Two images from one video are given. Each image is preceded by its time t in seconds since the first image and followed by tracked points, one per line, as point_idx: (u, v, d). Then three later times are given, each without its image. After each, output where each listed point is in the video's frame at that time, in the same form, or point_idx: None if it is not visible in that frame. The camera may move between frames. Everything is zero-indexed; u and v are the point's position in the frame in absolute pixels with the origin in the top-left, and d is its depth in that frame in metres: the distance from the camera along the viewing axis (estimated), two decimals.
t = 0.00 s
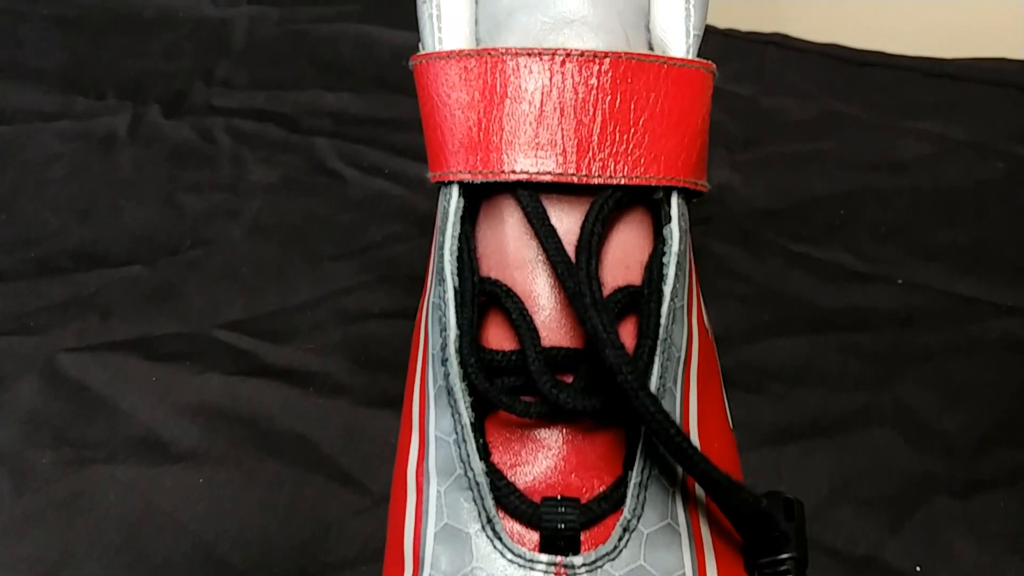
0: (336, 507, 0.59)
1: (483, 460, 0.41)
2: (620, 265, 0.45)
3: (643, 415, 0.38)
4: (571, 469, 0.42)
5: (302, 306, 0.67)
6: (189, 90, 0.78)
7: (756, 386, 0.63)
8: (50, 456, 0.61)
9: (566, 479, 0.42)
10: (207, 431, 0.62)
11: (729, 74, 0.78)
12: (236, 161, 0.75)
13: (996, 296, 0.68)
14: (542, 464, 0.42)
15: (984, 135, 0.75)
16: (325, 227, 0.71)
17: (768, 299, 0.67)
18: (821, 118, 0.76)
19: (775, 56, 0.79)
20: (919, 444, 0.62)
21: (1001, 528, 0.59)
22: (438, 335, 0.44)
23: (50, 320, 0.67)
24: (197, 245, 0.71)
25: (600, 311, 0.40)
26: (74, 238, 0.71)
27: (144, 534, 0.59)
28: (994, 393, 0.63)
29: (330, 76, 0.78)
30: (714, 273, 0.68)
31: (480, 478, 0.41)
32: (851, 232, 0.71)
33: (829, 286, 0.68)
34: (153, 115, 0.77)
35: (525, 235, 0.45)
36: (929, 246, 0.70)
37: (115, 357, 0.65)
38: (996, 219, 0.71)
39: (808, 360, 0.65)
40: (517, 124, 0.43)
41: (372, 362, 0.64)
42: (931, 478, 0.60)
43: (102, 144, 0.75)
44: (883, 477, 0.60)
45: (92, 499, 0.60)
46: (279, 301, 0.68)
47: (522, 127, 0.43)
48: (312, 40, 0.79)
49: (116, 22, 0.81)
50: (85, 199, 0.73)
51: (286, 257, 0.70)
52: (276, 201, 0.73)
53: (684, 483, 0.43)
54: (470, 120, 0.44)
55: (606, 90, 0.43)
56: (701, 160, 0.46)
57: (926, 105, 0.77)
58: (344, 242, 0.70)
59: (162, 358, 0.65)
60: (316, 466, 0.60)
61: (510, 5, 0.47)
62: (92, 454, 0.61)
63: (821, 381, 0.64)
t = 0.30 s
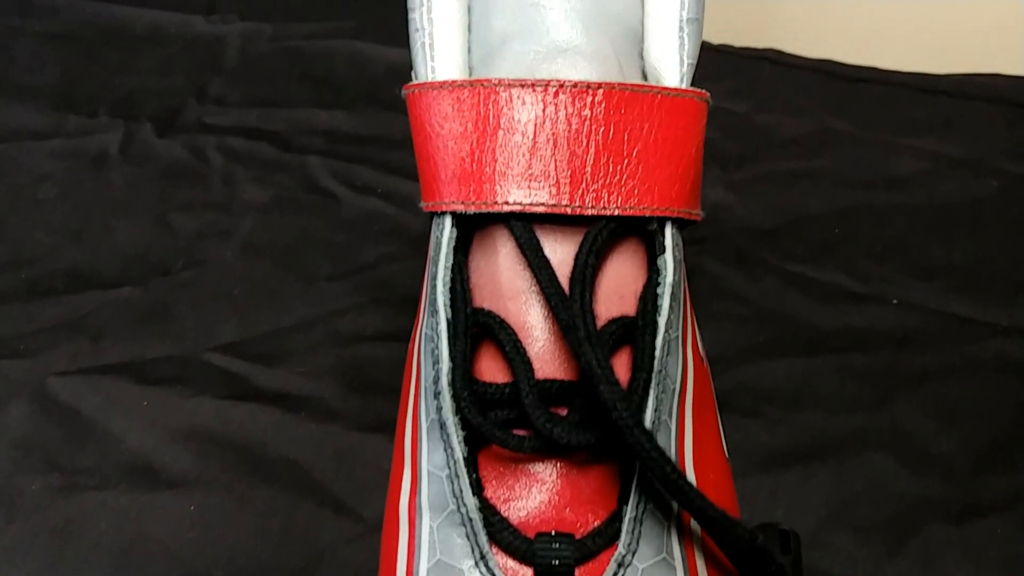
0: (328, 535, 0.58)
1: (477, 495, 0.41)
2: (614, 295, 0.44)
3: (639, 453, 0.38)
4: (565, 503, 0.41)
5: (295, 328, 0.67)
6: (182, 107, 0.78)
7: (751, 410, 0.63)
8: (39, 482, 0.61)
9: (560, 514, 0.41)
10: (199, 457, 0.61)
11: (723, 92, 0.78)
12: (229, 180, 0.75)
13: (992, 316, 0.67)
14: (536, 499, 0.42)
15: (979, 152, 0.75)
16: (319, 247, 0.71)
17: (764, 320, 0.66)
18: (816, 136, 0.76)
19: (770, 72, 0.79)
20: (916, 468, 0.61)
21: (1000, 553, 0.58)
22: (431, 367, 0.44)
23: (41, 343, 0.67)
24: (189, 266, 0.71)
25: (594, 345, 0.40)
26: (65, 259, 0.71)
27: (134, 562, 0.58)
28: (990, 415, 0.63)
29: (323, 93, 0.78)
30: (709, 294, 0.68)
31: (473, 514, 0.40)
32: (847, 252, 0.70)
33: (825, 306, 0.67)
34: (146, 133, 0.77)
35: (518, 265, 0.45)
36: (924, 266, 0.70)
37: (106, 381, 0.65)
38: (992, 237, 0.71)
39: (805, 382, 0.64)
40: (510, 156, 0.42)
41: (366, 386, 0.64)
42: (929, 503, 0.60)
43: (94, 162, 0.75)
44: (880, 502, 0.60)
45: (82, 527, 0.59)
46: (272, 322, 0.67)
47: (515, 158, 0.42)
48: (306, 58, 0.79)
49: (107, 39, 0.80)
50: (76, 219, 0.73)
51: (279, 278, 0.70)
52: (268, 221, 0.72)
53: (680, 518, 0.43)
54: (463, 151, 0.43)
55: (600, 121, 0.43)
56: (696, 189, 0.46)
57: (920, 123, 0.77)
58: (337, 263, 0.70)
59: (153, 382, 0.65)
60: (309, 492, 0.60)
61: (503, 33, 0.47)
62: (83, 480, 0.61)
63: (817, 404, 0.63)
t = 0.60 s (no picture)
0: (324, 553, 0.58)
1: (473, 519, 0.41)
2: (612, 316, 0.44)
3: (637, 479, 0.38)
4: (562, 527, 0.41)
5: (291, 343, 0.66)
6: (178, 119, 0.77)
7: (749, 427, 0.63)
8: (34, 500, 0.60)
9: (557, 538, 0.41)
10: (195, 474, 0.61)
11: (720, 104, 0.78)
12: (224, 193, 0.74)
13: (989, 333, 0.67)
14: (533, 523, 0.41)
15: (976, 167, 0.75)
16: (315, 261, 0.71)
17: (761, 336, 0.66)
18: (813, 150, 0.76)
19: (767, 83, 0.79)
20: (913, 487, 0.61)
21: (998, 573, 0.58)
22: (427, 390, 0.43)
23: (36, 358, 0.66)
24: (184, 279, 0.70)
25: (592, 370, 0.40)
26: (60, 273, 0.70)
27: None
28: (988, 433, 0.63)
29: (320, 106, 0.78)
30: (707, 309, 0.68)
31: (469, 539, 0.40)
32: (845, 267, 0.70)
33: (823, 322, 0.67)
34: (142, 145, 0.76)
35: (515, 286, 0.45)
36: (922, 281, 0.70)
37: (100, 397, 0.64)
38: (989, 252, 0.71)
39: (802, 399, 0.64)
40: (507, 178, 0.42)
41: (361, 403, 0.64)
42: (927, 521, 0.60)
43: (89, 175, 0.75)
44: (877, 521, 0.60)
45: (76, 545, 0.59)
46: (268, 337, 0.67)
47: (512, 180, 0.42)
48: (302, 70, 0.79)
49: (103, 50, 0.80)
50: (71, 232, 0.72)
51: (275, 292, 0.69)
52: (265, 235, 0.72)
53: (678, 542, 0.43)
54: (460, 172, 0.43)
55: (597, 143, 0.42)
56: (693, 210, 0.45)
57: (917, 136, 0.77)
58: (333, 277, 0.70)
59: (148, 398, 0.64)
60: (305, 510, 0.60)
61: (501, 52, 0.47)
62: (77, 497, 0.60)
63: (814, 422, 0.63)
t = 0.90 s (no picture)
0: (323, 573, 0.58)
1: (475, 544, 0.40)
2: (614, 339, 0.44)
3: (640, 506, 0.38)
4: (564, 552, 0.41)
5: (289, 359, 0.66)
6: (177, 131, 0.77)
7: (749, 444, 0.63)
8: (32, 517, 0.60)
9: (559, 563, 0.41)
10: (193, 491, 0.61)
11: (720, 117, 0.78)
12: (223, 206, 0.74)
13: (989, 348, 0.67)
14: (535, 547, 0.41)
15: (976, 181, 0.75)
16: (314, 275, 0.71)
17: (761, 351, 0.66)
18: (813, 164, 0.76)
19: (766, 95, 0.79)
20: (913, 504, 0.61)
21: None
22: (428, 413, 0.43)
23: (34, 374, 0.66)
24: (183, 294, 0.70)
25: (594, 395, 0.39)
26: (59, 287, 0.70)
27: None
28: (988, 450, 0.63)
29: (319, 118, 0.78)
30: (706, 324, 0.67)
31: (471, 564, 0.40)
32: (844, 281, 0.70)
33: (822, 338, 0.67)
34: (140, 157, 0.76)
35: (516, 308, 0.45)
36: (921, 297, 0.70)
37: (99, 413, 0.64)
38: (989, 267, 0.71)
39: (802, 416, 0.64)
40: (509, 200, 0.42)
41: (360, 419, 0.63)
42: (927, 540, 0.60)
43: (88, 188, 0.74)
44: (878, 540, 0.60)
45: (73, 563, 0.58)
46: (267, 353, 0.67)
47: (514, 202, 0.42)
48: (301, 82, 0.79)
49: (102, 62, 0.80)
50: (70, 245, 0.72)
51: (273, 307, 0.69)
52: (263, 248, 0.72)
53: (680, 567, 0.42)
54: (461, 195, 0.43)
55: (599, 166, 0.42)
56: (695, 232, 0.45)
57: (917, 150, 0.77)
58: (331, 291, 0.70)
59: (146, 414, 0.64)
60: (304, 529, 0.59)
61: (501, 74, 0.47)
62: (75, 514, 0.60)
63: (814, 438, 0.63)
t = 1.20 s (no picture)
0: None
1: (479, 565, 0.40)
2: (619, 357, 0.44)
3: (647, 528, 0.38)
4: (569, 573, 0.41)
5: (291, 373, 0.66)
6: (178, 143, 0.77)
7: (752, 458, 0.63)
8: (34, 534, 0.60)
9: None
10: (195, 508, 0.61)
11: (721, 126, 0.78)
12: (224, 219, 0.74)
13: (992, 360, 0.67)
14: (540, 568, 0.41)
15: (978, 191, 0.75)
16: (315, 288, 0.70)
17: (764, 364, 0.66)
18: (815, 174, 0.76)
19: (766, 102, 0.79)
20: (916, 519, 0.61)
21: None
22: (432, 433, 0.43)
23: (35, 389, 0.66)
24: (184, 307, 0.70)
25: (599, 416, 0.39)
26: (60, 301, 0.70)
27: None
28: (992, 463, 0.63)
29: (320, 130, 0.78)
30: (709, 337, 0.67)
31: None
32: (847, 293, 0.70)
33: (825, 350, 0.67)
34: (142, 170, 0.76)
35: (520, 327, 0.44)
36: (924, 308, 0.69)
37: (100, 428, 0.64)
38: (992, 278, 0.71)
39: (805, 430, 0.64)
40: (512, 218, 0.42)
41: (362, 435, 0.63)
42: (931, 555, 0.60)
43: (89, 201, 0.74)
44: (882, 555, 0.60)
45: None
46: (268, 367, 0.67)
47: (517, 220, 0.42)
48: (302, 93, 0.79)
49: (102, 73, 0.79)
50: (70, 259, 0.72)
51: (275, 320, 0.69)
52: (264, 261, 0.72)
53: None
54: (465, 212, 0.43)
55: (603, 184, 0.42)
56: (699, 249, 0.45)
57: (919, 159, 0.77)
58: (333, 305, 0.69)
59: (148, 429, 0.64)
60: (306, 545, 0.59)
61: (505, 91, 0.47)
62: (77, 531, 0.60)
63: (818, 452, 0.63)
